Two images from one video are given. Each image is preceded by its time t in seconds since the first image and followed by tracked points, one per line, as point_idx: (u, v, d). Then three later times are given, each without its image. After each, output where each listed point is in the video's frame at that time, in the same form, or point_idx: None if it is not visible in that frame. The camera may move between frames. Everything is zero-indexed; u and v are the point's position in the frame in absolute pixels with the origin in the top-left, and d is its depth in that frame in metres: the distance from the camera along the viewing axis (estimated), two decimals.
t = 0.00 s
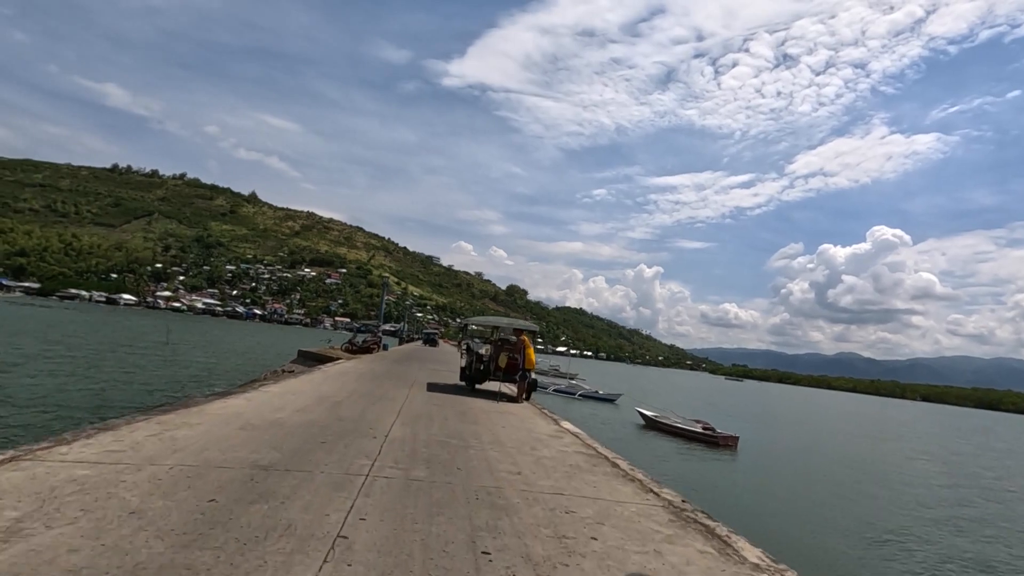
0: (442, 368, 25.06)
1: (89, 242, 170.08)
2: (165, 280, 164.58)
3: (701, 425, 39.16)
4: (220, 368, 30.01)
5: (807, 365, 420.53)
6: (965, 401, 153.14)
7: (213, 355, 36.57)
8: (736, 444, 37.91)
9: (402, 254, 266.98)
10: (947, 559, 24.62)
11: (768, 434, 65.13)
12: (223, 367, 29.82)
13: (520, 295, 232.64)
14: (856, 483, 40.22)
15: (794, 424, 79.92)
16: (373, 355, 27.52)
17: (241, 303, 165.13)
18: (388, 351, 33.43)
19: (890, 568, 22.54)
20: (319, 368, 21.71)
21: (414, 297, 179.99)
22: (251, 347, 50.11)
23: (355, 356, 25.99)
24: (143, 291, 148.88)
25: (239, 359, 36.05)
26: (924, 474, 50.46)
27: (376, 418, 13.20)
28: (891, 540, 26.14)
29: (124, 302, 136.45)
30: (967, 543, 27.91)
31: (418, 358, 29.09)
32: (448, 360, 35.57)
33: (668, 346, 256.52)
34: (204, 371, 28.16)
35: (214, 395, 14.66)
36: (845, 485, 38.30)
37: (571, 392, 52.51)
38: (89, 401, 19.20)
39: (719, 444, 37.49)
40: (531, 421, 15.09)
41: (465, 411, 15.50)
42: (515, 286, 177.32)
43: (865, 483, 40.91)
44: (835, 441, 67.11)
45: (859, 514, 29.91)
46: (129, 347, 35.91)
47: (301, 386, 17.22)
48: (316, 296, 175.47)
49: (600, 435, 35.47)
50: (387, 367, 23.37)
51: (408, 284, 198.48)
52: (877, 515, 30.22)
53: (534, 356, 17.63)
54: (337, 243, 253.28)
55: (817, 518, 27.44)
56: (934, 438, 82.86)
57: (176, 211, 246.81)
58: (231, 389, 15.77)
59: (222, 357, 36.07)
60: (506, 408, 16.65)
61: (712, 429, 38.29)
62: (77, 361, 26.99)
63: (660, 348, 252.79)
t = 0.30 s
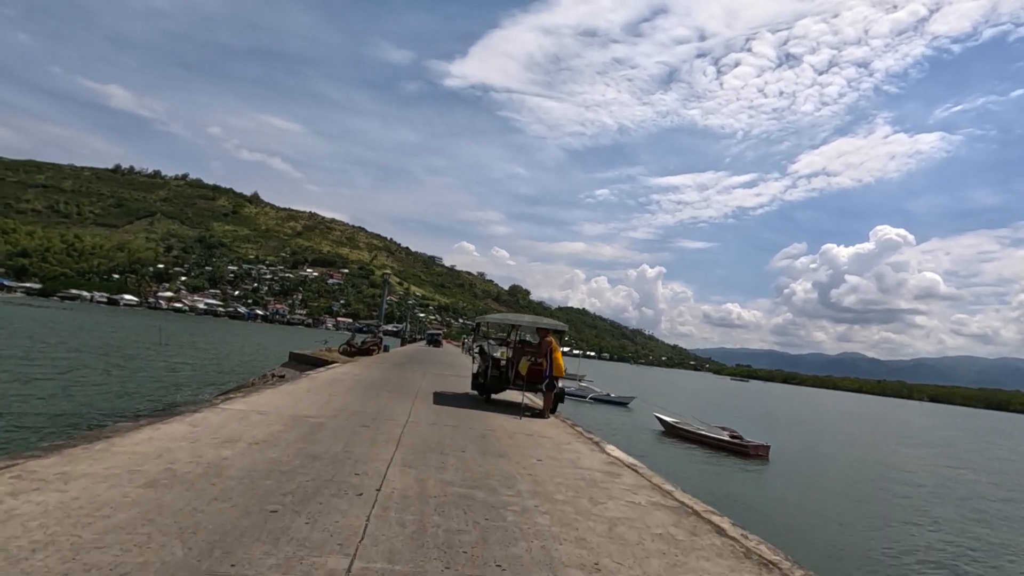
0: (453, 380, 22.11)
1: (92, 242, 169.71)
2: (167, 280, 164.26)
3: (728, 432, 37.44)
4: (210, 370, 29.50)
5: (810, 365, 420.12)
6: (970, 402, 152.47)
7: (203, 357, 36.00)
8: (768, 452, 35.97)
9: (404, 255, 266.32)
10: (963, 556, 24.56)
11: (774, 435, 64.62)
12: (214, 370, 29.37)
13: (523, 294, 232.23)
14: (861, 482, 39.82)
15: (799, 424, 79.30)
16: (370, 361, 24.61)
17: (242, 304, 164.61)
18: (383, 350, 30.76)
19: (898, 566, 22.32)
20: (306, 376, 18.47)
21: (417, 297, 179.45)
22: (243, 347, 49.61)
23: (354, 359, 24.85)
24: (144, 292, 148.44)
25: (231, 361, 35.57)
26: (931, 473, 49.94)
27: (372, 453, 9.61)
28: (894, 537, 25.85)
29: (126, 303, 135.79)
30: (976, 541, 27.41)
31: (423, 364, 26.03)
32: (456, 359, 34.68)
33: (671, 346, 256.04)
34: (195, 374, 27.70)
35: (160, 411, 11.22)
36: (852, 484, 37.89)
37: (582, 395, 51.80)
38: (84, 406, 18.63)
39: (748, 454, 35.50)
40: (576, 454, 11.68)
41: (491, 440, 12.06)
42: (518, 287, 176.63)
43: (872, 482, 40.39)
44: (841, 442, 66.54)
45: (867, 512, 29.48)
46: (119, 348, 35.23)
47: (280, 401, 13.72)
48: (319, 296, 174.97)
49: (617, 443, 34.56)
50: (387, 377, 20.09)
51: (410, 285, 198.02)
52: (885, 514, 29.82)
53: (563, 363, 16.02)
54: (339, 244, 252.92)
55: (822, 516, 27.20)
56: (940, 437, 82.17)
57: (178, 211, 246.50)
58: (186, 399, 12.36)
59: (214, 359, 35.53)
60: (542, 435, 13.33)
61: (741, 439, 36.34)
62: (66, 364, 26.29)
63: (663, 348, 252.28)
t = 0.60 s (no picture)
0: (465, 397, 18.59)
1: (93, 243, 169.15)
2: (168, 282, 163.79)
3: (763, 443, 35.03)
4: (205, 373, 29.06)
5: (813, 365, 420.02)
6: (976, 402, 151.28)
7: (197, 359, 35.56)
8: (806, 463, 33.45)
9: (406, 255, 265.62)
10: (987, 559, 24.04)
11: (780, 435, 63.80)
12: (209, 373, 28.91)
13: (525, 294, 231.19)
14: (869, 483, 39.03)
15: (804, 424, 78.39)
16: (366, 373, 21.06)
17: (244, 304, 163.96)
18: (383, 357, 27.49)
19: (914, 567, 21.93)
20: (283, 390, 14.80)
21: (419, 297, 178.88)
22: (238, 349, 49.29)
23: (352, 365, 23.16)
24: (145, 293, 147.83)
25: (226, 363, 35.22)
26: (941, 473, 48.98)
27: (350, 544, 5.42)
28: (904, 540, 25.09)
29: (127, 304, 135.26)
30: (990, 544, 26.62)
31: (429, 376, 22.55)
32: (471, 364, 33.67)
33: (674, 348, 255.61)
34: (190, 378, 27.21)
35: (21, 461, 7.14)
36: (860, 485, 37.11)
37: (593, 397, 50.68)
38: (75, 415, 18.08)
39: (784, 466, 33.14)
40: (661, 513, 7.79)
41: (532, 495, 7.99)
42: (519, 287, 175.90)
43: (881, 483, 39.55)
44: (848, 441, 65.65)
45: (875, 513, 28.72)
46: (112, 351, 34.73)
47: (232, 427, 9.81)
48: (320, 297, 174.52)
49: (638, 450, 33.42)
50: (386, 393, 16.70)
51: (412, 285, 197.55)
52: (892, 515, 29.09)
53: (610, 373, 13.59)
54: (341, 244, 252.89)
55: (830, 516, 26.79)
56: (948, 437, 81.07)
57: (179, 212, 246.37)
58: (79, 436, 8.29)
59: (209, 361, 35.09)
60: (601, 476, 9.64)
61: (777, 450, 33.88)
62: (54, 369, 25.52)
63: (666, 349, 252.03)
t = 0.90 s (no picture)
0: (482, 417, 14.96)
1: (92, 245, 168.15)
2: (167, 283, 162.88)
3: (801, 454, 32.62)
4: (197, 376, 28.55)
5: (815, 363, 419.72)
6: (982, 400, 150.03)
7: (189, 360, 35.05)
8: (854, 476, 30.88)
9: (407, 255, 264.85)
10: None
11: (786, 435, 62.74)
12: (200, 375, 28.41)
13: (526, 293, 230.25)
14: (884, 483, 37.97)
15: (811, 424, 77.19)
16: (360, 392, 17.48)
17: (244, 305, 162.99)
18: (382, 368, 24.11)
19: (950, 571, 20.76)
20: (245, 415, 11.01)
21: (420, 297, 177.92)
22: (233, 350, 48.83)
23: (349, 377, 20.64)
24: (145, 295, 146.77)
25: (218, 365, 34.71)
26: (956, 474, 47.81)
27: None
28: (908, 536, 24.13)
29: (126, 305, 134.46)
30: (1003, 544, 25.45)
31: (435, 394, 18.97)
32: (483, 369, 31.86)
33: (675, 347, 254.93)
34: (182, 381, 26.74)
35: None
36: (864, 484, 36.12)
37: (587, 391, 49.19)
38: (57, 422, 17.36)
39: (829, 478, 30.73)
40: None
41: None
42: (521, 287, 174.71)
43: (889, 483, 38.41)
44: (855, 441, 64.44)
45: (900, 516, 27.60)
46: (100, 355, 33.63)
47: (143, 503, 5.90)
48: (321, 297, 173.60)
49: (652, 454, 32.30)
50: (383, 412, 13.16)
51: (413, 285, 196.63)
52: (899, 514, 28.03)
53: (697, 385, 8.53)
54: (341, 245, 252.24)
55: (857, 519, 25.57)
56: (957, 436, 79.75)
57: (179, 213, 245.78)
58: None
59: (201, 364, 34.53)
60: (742, 572, 5.87)
61: (821, 462, 31.49)
62: (33, 375, 24.36)
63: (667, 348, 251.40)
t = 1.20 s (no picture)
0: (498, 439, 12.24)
1: (88, 247, 166.60)
2: (164, 285, 161.41)
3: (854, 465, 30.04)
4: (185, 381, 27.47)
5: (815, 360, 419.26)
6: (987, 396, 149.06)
7: (178, 365, 34.07)
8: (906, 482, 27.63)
9: (406, 254, 263.37)
10: None
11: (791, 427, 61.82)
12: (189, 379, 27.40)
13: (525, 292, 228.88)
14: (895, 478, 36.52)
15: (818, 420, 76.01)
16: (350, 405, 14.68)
17: (241, 307, 161.60)
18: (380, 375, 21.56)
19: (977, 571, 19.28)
20: (170, 459, 7.95)
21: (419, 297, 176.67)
22: (225, 353, 47.86)
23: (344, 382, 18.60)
24: (141, 296, 145.25)
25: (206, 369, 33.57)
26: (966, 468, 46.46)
27: None
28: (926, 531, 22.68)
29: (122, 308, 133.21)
30: (1020, 542, 24.34)
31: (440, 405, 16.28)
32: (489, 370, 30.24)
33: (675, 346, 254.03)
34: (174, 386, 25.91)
35: None
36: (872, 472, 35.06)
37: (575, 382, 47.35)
38: (21, 434, 15.99)
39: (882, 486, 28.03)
40: None
41: None
42: (521, 287, 173.50)
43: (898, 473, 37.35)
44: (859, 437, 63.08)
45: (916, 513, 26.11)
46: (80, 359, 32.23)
47: None
48: (319, 298, 172.29)
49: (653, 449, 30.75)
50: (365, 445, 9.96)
51: (412, 285, 195.43)
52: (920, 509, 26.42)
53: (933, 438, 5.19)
54: (339, 245, 251.07)
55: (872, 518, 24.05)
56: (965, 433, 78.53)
57: (176, 215, 244.42)
58: None
59: (189, 368, 33.54)
60: None
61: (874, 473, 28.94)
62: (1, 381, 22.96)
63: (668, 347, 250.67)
